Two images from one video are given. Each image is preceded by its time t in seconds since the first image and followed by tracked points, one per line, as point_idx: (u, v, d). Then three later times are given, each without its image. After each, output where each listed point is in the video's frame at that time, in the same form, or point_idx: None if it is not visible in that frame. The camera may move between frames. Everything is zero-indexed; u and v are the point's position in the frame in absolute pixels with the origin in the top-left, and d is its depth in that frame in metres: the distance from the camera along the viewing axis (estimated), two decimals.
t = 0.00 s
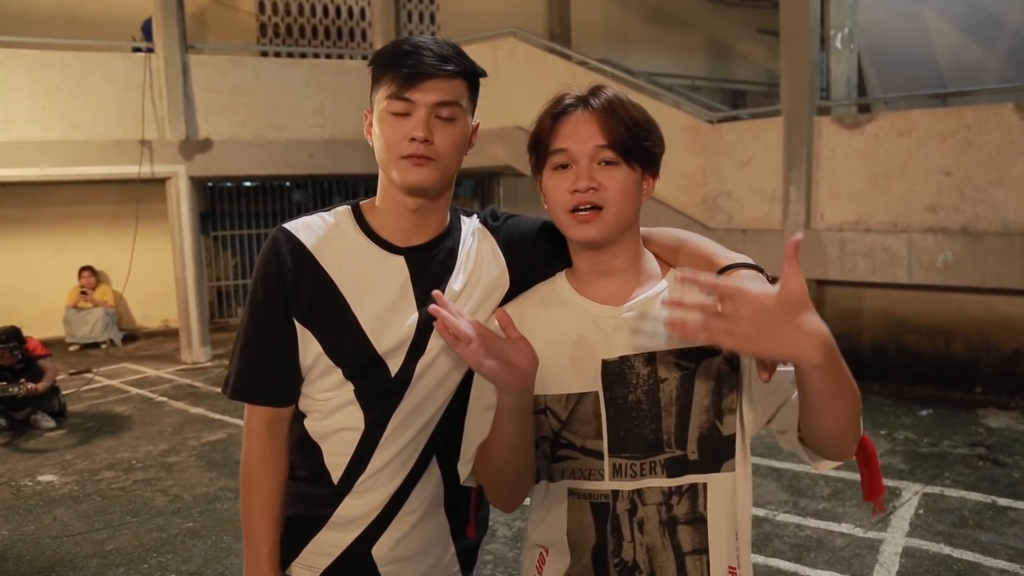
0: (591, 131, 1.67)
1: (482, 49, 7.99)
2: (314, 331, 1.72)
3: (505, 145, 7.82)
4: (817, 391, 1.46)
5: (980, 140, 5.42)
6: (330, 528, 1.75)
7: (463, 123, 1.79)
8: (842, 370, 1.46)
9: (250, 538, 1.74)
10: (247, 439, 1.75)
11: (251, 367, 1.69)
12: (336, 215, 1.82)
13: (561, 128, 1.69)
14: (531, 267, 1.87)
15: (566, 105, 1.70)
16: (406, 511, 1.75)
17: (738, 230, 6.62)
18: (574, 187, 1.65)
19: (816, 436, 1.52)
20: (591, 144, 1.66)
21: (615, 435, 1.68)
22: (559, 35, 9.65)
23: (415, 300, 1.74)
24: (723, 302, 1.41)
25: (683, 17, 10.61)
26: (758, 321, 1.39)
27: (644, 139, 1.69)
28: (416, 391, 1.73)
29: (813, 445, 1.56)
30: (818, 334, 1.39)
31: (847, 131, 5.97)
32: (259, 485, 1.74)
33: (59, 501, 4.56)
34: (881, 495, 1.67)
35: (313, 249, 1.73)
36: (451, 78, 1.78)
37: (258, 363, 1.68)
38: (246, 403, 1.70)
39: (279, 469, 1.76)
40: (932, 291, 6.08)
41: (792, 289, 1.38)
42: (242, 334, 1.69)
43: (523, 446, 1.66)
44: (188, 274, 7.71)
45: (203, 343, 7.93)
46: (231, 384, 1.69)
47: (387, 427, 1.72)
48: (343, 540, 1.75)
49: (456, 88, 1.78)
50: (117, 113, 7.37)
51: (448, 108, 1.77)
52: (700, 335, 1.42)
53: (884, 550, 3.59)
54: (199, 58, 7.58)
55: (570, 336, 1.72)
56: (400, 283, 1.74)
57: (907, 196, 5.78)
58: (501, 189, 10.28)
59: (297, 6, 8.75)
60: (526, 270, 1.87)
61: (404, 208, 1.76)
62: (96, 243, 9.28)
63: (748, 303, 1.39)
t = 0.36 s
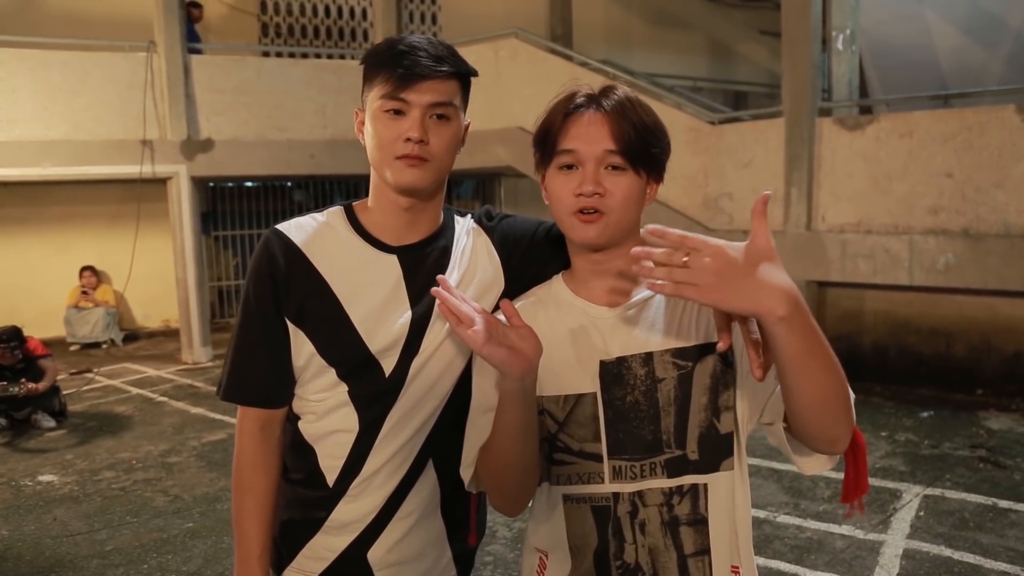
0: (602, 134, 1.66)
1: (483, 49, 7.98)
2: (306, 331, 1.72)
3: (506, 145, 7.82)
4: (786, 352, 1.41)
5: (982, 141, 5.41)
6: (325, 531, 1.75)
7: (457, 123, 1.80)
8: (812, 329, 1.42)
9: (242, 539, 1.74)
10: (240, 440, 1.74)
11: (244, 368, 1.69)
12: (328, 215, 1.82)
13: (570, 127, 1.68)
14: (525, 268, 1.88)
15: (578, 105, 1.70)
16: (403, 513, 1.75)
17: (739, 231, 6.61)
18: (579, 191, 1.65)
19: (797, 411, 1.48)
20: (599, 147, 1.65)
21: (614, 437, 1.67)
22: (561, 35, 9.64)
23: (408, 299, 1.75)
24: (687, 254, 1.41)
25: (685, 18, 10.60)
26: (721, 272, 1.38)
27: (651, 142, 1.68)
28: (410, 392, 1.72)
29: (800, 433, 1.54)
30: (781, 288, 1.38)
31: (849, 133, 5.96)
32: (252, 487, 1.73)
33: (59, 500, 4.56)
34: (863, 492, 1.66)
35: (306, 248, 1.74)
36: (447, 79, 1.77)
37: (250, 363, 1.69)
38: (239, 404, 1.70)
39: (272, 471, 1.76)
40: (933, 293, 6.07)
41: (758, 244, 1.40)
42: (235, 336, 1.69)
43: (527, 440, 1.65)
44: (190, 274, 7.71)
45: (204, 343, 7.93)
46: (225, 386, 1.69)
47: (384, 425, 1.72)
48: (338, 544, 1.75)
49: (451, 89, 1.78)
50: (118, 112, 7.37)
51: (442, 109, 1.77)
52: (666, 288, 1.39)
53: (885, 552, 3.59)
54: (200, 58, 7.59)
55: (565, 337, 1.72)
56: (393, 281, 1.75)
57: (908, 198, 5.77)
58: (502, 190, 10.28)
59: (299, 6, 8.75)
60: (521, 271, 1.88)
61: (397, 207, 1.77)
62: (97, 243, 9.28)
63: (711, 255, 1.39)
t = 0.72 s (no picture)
0: (589, 142, 1.65)
1: (483, 50, 7.99)
2: (301, 332, 1.72)
3: (505, 146, 7.82)
4: (780, 400, 1.45)
5: (981, 142, 5.41)
6: (321, 533, 1.75)
7: (452, 124, 1.80)
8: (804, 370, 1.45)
9: (237, 539, 1.74)
10: (235, 442, 1.74)
11: (239, 369, 1.69)
12: (324, 216, 1.83)
13: (557, 136, 1.68)
14: (523, 269, 1.88)
15: (565, 110, 1.69)
16: (398, 515, 1.75)
17: (738, 232, 6.61)
18: (568, 202, 1.65)
19: (798, 441, 1.52)
20: (587, 155, 1.65)
21: (612, 443, 1.67)
22: (560, 36, 9.64)
23: (404, 299, 1.75)
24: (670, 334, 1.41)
25: (684, 19, 10.61)
26: (706, 346, 1.39)
27: (644, 147, 1.68)
28: (406, 395, 1.73)
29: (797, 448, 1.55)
30: (764, 344, 1.39)
31: (848, 133, 5.96)
32: (247, 486, 1.73)
33: (57, 501, 4.55)
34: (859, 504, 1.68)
35: (301, 247, 1.74)
36: (441, 79, 1.78)
37: (245, 365, 1.69)
38: (234, 406, 1.70)
39: (268, 472, 1.76)
40: (932, 293, 6.07)
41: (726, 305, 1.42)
42: (229, 337, 1.69)
43: (518, 457, 1.64)
44: (188, 274, 7.71)
45: (203, 343, 7.92)
46: (219, 388, 1.69)
47: (380, 427, 1.72)
48: (333, 545, 1.74)
49: (446, 90, 1.78)
50: (117, 112, 7.37)
51: (437, 110, 1.77)
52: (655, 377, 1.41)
53: (883, 552, 3.59)
54: (200, 58, 7.58)
55: (562, 342, 1.72)
56: (389, 282, 1.75)
57: (907, 199, 5.78)
58: (501, 190, 10.29)
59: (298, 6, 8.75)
60: (519, 271, 1.88)
61: (393, 208, 1.77)
62: (95, 243, 9.27)
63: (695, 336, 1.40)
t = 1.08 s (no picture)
0: (599, 135, 1.65)
1: (478, 50, 7.98)
2: (300, 333, 1.71)
3: (501, 146, 7.81)
4: (771, 406, 1.45)
5: (975, 143, 5.43)
6: (319, 536, 1.75)
7: (450, 123, 1.79)
8: (801, 385, 1.46)
9: (234, 543, 1.73)
10: (233, 446, 1.74)
11: (236, 371, 1.68)
12: (322, 216, 1.82)
13: (566, 127, 1.68)
14: (522, 268, 1.88)
15: (574, 103, 1.69)
16: (398, 517, 1.75)
17: (733, 232, 6.62)
18: (575, 194, 1.65)
19: (786, 449, 1.52)
20: (596, 149, 1.65)
21: (607, 443, 1.66)
22: (556, 36, 9.64)
23: (403, 300, 1.74)
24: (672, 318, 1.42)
25: (679, 19, 10.62)
26: (708, 339, 1.39)
27: (650, 144, 1.68)
28: (403, 397, 1.72)
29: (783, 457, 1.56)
30: (767, 350, 1.39)
31: (843, 134, 5.98)
32: (245, 490, 1.73)
33: (51, 503, 4.53)
34: (841, 516, 1.65)
35: (299, 248, 1.73)
36: (439, 78, 1.77)
37: (242, 368, 1.68)
38: (231, 409, 1.70)
39: (265, 475, 1.75)
40: (927, 293, 6.09)
41: (740, 305, 1.39)
42: (227, 338, 1.69)
43: (515, 454, 1.65)
44: (183, 275, 7.69)
45: (197, 344, 7.90)
46: (217, 390, 1.68)
47: (379, 428, 1.71)
48: (332, 548, 1.74)
49: (443, 88, 1.77)
50: (112, 112, 7.34)
51: (435, 109, 1.76)
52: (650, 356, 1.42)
53: (879, 552, 3.60)
54: (195, 58, 7.56)
55: (558, 344, 1.71)
56: (388, 283, 1.75)
57: (902, 199, 5.79)
58: (497, 191, 10.29)
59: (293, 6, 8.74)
60: (519, 270, 1.88)
61: (391, 208, 1.77)
62: (89, 244, 9.24)
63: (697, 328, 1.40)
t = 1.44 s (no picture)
0: (606, 140, 1.66)
1: (473, 51, 7.99)
2: (302, 337, 1.72)
3: (496, 147, 7.82)
4: (767, 398, 1.44)
5: (968, 144, 5.46)
6: (323, 540, 1.76)
7: (451, 126, 1.79)
8: (795, 376, 1.46)
9: (240, 550, 1.74)
10: (236, 452, 1.74)
11: (238, 376, 1.68)
12: (322, 219, 1.82)
13: (570, 133, 1.68)
14: (523, 270, 1.88)
15: (574, 109, 1.69)
16: (399, 522, 1.77)
17: (728, 233, 6.63)
18: (586, 200, 1.65)
19: (788, 444, 1.51)
20: (602, 153, 1.65)
21: (610, 442, 1.67)
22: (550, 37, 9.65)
23: (406, 303, 1.75)
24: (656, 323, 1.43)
25: (673, 21, 10.64)
26: (694, 339, 1.40)
27: (651, 148, 1.70)
28: (408, 398, 1.73)
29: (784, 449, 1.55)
30: (754, 341, 1.39)
31: (837, 135, 6.00)
32: (249, 497, 1.73)
33: (44, 506, 4.50)
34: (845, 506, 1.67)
35: (301, 251, 1.73)
36: (440, 82, 1.77)
37: (245, 372, 1.68)
38: (233, 413, 1.70)
39: (268, 481, 1.76)
40: (921, 294, 6.12)
41: (717, 302, 1.42)
42: (228, 342, 1.69)
43: (517, 452, 1.65)
44: (177, 276, 7.66)
45: (191, 346, 7.86)
46: (218, 395, 1.69)
47: (384, 429, 1.72)
48: (336, 552, 1.75)
49: (445, 91, 1.78)
50: (105, 113, 7.31)
51: (436, 113, 1.76)
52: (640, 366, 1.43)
53: (875, 553, 3.61)
54: (189, 59, 7.54)
55: (559, 343, 1.71)
56: (390, 285, 1.75)
57: (896, 200, 5.81)
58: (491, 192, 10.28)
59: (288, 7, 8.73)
60: (519, 272, 1.88)
61: (392, 211, 1.77)
62: (82, 245, 9.19)
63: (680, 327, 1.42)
